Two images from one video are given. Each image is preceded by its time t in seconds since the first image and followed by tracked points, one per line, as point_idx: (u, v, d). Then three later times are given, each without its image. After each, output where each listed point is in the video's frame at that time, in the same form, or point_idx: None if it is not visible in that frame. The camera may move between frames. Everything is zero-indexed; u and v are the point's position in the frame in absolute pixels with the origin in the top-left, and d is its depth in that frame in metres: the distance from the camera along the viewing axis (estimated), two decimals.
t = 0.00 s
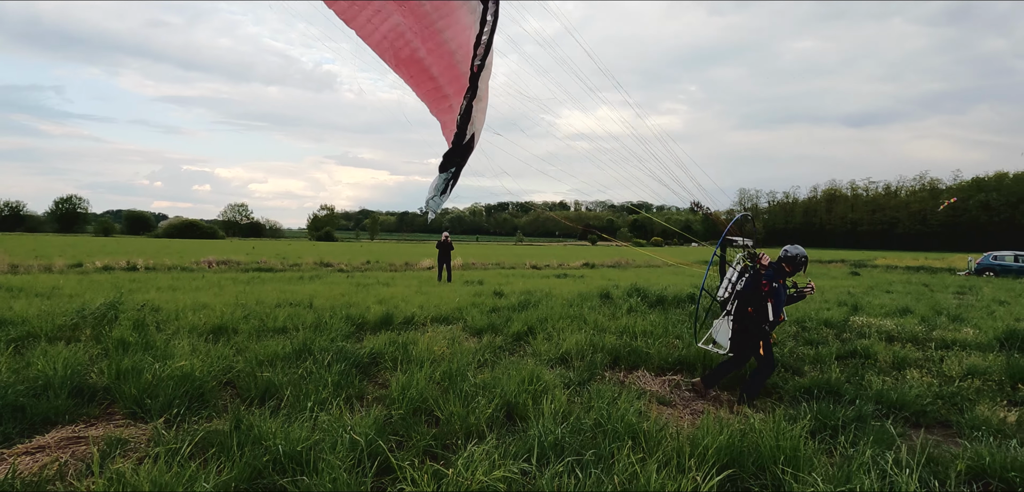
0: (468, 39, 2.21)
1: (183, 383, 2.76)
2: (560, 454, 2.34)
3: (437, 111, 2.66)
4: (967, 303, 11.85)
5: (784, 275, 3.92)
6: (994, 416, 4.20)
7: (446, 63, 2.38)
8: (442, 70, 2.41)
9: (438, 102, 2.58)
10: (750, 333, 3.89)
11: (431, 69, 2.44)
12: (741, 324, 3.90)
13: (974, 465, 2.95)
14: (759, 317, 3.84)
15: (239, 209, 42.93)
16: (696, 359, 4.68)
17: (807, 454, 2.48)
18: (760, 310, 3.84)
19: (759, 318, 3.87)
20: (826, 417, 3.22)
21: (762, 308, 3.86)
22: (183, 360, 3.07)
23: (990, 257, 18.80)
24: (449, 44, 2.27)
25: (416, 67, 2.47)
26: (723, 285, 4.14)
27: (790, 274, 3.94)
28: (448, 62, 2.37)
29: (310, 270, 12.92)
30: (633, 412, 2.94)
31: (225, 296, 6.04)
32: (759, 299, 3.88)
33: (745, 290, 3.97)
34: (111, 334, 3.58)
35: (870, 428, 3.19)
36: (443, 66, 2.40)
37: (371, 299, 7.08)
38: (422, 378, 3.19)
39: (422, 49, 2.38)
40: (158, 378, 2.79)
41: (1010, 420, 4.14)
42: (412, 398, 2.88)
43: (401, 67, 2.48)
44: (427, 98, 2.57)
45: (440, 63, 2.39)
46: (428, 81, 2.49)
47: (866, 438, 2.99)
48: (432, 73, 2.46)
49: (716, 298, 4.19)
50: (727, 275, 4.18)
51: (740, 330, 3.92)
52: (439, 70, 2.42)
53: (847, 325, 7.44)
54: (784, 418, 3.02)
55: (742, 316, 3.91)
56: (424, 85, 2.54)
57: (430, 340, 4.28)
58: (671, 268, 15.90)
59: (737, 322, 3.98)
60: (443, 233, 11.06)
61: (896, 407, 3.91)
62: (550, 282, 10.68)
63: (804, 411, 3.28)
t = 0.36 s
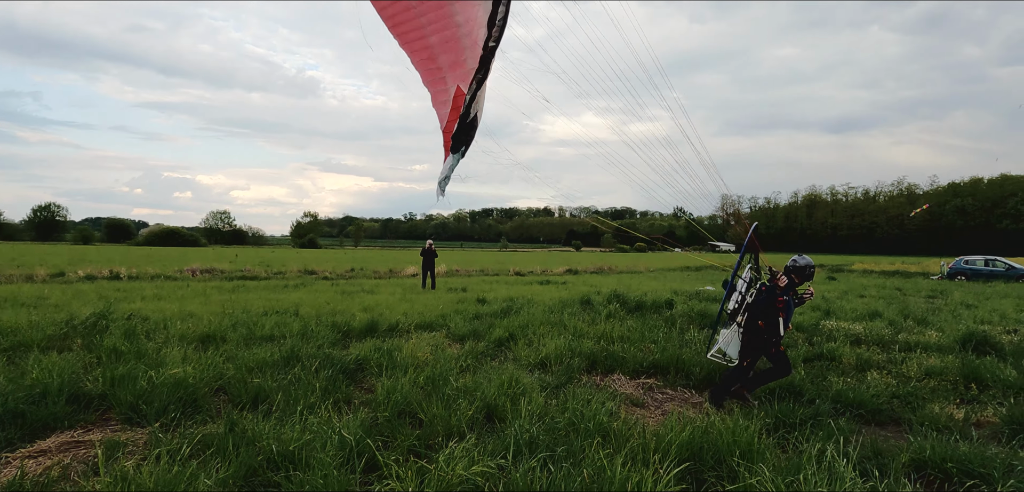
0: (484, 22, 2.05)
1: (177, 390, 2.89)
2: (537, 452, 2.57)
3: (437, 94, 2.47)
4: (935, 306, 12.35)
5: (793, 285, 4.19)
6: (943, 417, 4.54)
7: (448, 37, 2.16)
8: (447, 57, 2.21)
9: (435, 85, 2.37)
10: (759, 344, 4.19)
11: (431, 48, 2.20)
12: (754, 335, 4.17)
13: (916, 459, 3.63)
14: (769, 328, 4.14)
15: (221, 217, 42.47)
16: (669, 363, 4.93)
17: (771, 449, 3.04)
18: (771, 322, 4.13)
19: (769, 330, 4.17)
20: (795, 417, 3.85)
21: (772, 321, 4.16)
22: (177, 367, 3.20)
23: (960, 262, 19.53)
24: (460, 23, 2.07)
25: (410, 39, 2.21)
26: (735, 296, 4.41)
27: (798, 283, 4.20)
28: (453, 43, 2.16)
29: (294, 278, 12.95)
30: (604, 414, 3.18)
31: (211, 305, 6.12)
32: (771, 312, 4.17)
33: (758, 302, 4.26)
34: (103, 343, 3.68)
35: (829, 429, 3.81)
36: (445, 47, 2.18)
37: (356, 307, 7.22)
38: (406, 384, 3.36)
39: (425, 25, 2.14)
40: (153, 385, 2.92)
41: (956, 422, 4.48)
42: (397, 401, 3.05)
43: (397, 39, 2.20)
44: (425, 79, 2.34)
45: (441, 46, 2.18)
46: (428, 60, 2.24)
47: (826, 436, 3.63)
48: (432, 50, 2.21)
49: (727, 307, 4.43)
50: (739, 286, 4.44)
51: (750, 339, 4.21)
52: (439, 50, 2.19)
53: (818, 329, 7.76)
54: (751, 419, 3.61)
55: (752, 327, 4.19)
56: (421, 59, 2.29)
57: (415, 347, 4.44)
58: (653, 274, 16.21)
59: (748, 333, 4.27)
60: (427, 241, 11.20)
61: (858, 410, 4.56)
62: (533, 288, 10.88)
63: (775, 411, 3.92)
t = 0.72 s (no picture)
0: (486, 8, 2.30)
1: (134, 395, 2.94)
2: (485, 446, 2.77)
3: (428, 76, 2.63)
4: (870, 307, 13.22)
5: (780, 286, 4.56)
6: (864, 409, 4.99)
7: (447, 23, 2.38)
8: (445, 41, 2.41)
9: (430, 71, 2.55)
10: (749, 345, 4.51)
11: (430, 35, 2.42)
12: (744, 336, 4.51)
13: (838, 443, 4.01)
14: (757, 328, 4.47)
15: (173, 226, 40.94)
16: (618, 363, 5.21)
17: (704, 439, 3.34)
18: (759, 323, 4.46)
19: (757, 331, 4.52)
20: (732, 409, 4.20)
21: (760, 323, 4.50)
22: (132, 373, 3.23)
23: (901, 266, 20.75)
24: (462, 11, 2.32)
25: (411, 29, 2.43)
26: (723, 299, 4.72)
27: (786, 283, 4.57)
28: (451, 28, 2.38)
29: (250, 287, 12.72)
30: (551, 413, 3.41)
31: (164, 313, 6.05)
32: (758, 314, 4.51)
33: (746, 305, 4.59)
34: (55, 351, 3.66)
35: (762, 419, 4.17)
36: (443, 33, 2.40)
37: (313, 314, 7.22)
38: (363, 386, 3.48)
39: (424, 13, 2.35)
40: (109, 390, 2.96)
41: (876, 413, 4.93)
42: (354, 402, 3.19)
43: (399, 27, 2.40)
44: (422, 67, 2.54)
45: (441, 33, 2.40)
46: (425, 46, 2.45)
47: (758, 425, 3.98)
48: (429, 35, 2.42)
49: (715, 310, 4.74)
50: (726, 289, 4.76)
51: (741, 340, 4.54)
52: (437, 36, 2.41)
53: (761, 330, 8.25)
54: (688, 411, 3.95)
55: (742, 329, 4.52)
56: (417, 45, 2.49)
57: (372, 352, 4.55)
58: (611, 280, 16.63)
59: (738, 335, 4.60)
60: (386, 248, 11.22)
61: (791, 402, 4.96)
62: (493, 294, 11.06)
63: (715, 405, 4.26)
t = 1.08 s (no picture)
0: None
1: (73, 403, 2.93)
2: (427, 444, 2.94)
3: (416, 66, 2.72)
4: (802, 305, 14.13)
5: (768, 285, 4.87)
6: (785, 401, 5.44)
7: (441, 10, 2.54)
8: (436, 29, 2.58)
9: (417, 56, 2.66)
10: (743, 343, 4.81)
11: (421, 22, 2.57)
12: (738, 337, 4.81)
13: (761, 433, 4.36)
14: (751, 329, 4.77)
15: (107, 228, 38.70)
16: (561, 362, 5.47)
17: (634, 432, 3.60)
18: (754, 324, 4.76)
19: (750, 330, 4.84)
20: (666, 403, 4.52)
21: (753, 323, 4.81)
22: (70, 382, 3.20)
23: (834, 267, 22.14)
24: None
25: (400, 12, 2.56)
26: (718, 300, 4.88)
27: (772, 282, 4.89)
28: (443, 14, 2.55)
29: (192, 293, 12.32)
30: (493, 410, 3.62)
31: (101, 321, 5.87)
32: (751, 315, 4.81)
33: (740, 306, 4.84)
34: None
35: (691, 412, 4.51)
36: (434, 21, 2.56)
37: (258, 320, 7.11)
38: (309, 390, 3.55)
39: None
40: (47, 399, 2.94)
41: (795, 404, 5.39)
42: (299, 405, 3.28)
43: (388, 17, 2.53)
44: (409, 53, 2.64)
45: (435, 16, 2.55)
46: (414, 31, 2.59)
47: (688, 418, 4.30)
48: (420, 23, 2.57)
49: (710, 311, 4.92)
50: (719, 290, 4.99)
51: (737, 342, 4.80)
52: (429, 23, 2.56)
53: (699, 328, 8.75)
54: (622, 407, 4.24)
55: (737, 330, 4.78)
56: (408, 31, 2.61)
57: (318, 357, 4.60)
58: (563, 283, 17.02)
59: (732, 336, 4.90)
60: (335, 251, 11.12)
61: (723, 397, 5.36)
62: (445, 297, 11.16)
63: (650, 399, 4.59)
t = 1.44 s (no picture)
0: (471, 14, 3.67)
1: (26, 406, 2.98)
2: (380, 437, 3.11)
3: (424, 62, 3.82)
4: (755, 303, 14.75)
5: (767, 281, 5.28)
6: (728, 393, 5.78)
7: (450, 16, 3.67)
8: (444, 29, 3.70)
9: (421, 44, 3.72)
10: (752, 339, 5.19)
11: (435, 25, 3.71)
12: (746, 334, 5.17)
13: (702, 421, 4.66)
14: (758, 325, 5.17)
15: (56, 234, 37.08)
16: (517, 360, 5.69)
17: (579, 421, 3.84)
18: (759, 320, 5.17)
19: (753, 326, 5.23)
20: (614, 397, 4.80)
21: (757, 319, 5.22)
22: (22, 386, 3.24)
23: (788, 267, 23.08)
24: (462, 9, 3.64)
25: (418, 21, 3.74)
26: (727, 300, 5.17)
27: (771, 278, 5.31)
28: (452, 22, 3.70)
29: (148, 299, 12.05)
30: (446, 405, 3.81)
31: (53, 328, 5.79)
32: (756, 312, 5.19)
33: (746, 305, 5.19)
34: None
35: (637, 404, 4.80)
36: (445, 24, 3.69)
37: (216, 324, 7.09)
38: (267, 390, 3.67)
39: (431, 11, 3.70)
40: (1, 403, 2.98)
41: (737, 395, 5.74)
42: (256, 404, 3.40)
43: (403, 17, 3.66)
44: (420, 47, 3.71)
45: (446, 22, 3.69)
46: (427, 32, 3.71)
47: (633, 411, 4.59)
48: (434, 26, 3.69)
49: (720, 313, 5.18)
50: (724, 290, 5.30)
51: (750, 339, 5.16)
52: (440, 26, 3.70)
53: (654, 327, 9.11)
54: (571, 400, 4.49)
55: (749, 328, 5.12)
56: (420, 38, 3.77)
57: (277, 359, 4.70)
58: (528, 285, 17.27)
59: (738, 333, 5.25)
60: (296, 256, 11.06)
61: (670, 390, 5.68)
62: (409, 301, 11.23)
63: (599, 394, 4.86)
